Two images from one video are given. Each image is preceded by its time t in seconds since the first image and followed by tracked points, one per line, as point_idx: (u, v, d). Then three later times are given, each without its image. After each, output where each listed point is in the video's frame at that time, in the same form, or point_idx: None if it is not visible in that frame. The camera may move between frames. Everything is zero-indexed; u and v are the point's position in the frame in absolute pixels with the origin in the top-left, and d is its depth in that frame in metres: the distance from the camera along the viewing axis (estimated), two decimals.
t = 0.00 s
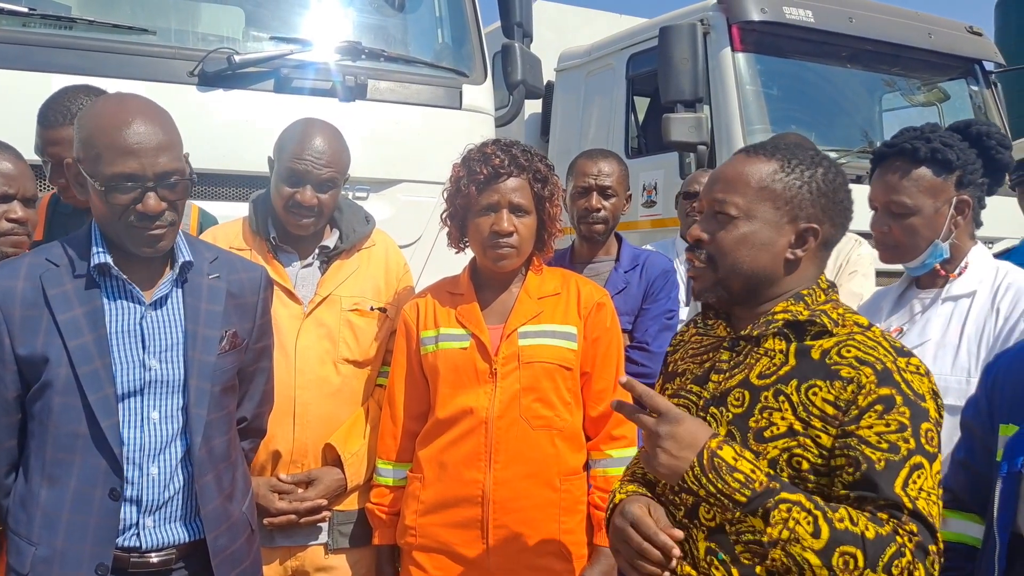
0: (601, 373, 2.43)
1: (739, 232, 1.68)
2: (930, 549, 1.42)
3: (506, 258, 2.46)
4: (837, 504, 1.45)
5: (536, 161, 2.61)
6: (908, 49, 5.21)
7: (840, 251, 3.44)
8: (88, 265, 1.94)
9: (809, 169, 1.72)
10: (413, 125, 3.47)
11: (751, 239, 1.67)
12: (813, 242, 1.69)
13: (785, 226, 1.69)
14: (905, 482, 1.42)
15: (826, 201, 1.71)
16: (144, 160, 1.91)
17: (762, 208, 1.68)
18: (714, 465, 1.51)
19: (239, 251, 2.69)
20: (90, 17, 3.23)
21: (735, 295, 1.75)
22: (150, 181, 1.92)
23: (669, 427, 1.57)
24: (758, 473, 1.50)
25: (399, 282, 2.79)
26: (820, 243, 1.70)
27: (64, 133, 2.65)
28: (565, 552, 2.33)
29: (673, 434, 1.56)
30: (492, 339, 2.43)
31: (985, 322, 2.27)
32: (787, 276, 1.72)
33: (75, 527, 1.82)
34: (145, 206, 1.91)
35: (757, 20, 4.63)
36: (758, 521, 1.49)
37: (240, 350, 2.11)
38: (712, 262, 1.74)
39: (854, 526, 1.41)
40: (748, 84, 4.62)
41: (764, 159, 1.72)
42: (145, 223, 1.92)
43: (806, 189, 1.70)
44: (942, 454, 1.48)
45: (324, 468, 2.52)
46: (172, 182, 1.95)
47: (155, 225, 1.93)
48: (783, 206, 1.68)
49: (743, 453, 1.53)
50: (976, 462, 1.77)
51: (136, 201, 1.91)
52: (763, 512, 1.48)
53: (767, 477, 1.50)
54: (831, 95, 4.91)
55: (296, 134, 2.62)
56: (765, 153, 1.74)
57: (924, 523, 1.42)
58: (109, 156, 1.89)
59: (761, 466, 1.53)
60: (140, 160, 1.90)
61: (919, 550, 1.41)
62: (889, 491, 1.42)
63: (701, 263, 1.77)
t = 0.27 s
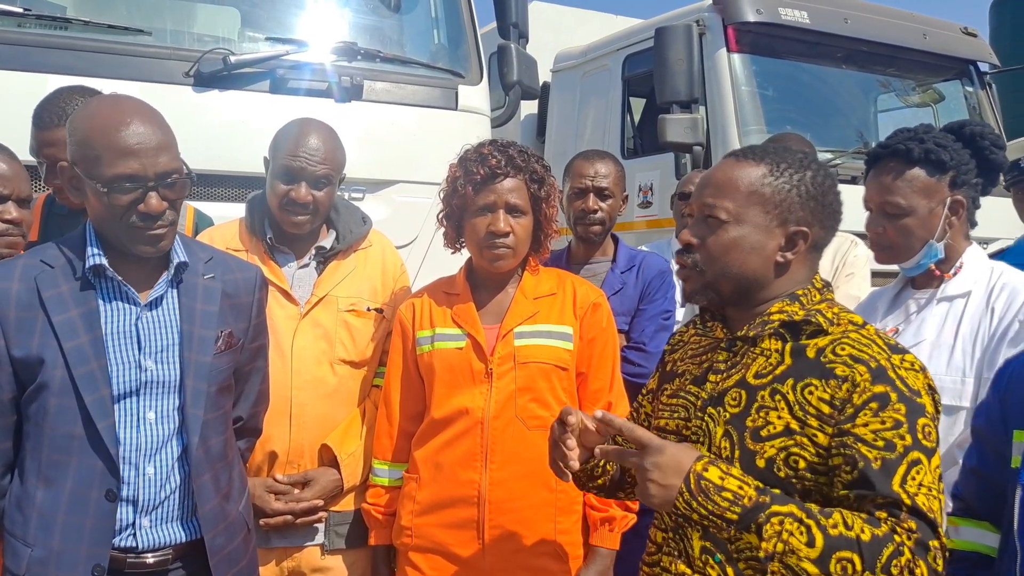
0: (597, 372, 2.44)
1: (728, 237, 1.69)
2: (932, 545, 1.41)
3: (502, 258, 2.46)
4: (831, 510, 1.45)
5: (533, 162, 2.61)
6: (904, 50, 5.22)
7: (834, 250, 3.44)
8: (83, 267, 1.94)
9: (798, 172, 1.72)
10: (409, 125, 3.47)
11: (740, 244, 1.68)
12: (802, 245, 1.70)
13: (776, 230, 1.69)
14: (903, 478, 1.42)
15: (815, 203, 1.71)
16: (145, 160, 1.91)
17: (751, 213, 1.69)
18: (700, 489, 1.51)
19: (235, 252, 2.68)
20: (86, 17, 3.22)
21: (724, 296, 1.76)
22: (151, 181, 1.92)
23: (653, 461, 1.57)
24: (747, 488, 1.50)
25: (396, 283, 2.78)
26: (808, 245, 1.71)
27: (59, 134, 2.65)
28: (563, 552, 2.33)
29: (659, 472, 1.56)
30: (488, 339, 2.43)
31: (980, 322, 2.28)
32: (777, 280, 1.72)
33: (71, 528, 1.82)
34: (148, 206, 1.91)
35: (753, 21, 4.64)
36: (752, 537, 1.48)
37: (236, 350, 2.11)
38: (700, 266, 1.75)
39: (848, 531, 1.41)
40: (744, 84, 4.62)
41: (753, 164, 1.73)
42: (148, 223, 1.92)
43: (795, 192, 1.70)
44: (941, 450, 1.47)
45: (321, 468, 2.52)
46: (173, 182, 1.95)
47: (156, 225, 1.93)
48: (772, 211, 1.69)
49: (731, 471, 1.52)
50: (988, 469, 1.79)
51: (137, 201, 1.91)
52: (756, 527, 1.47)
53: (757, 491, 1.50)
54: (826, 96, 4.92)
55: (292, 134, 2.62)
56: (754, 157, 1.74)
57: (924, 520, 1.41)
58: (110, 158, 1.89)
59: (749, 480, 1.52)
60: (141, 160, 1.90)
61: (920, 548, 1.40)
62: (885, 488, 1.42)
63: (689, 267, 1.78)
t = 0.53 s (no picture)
0: (594, 373, 2.43)
1: (732, 236, 1.68)
2: (895, 546, 1.41)
3: (499, 258, 2.46)
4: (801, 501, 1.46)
5: (530, 161, 2.61)
6: (900, 50, 5.23)
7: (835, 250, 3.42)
8: (79, 267, 1.94)
9: (799, 171, 1.73)
10: (406, 125, 3.47)
11: (744, 243, 1.68)
12: (804, 245, 1.70)
13: (778, 229, 1.69)
14: (876, 478, 1.42)
15: (816, 203, 1.72)
16: (146, 158, 1.91)
17: (755, 212, 1.68)
18: (676, 462, 1.51)
19: (233, 252, 2.67)
20: (82, 18, 3.22)
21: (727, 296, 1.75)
22: (152, 179, 1.92)
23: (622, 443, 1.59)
24: (722, 468, 1.50)
25: (394, 283, 2.78)
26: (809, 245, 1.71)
27: (55, 134, 2.65)
28: (560, 552, 2.32)
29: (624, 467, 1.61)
30: (485, 339, 2.42)
31: (976, 321, 2.28)
32: (779, 278, 1.72)
33: (67, 529, 1.81)
34: (151, 203, 1.92)
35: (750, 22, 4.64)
36: (719, 516, 1.49)
37: (232, 350, 2.10)
38: (703, 265, 1.73)
39: (815, 521, 1.42)
40: (741, 85, 4.63)
41: (755, 163, 1.72)
42: (150, 221, 1.93)
43: (798, 192, 1.70)
44: (921, 455, 1.47)
45: (319, 469, 2.52)
46: (172, 180, 1.95)
47: (158, 223, 1.94)
48: (776, 209, 1.69)
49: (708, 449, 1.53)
50: (1010, 478, 1.56)
51: (140, 199, 1.91)
52: (724, 507, 1.48)
53: (731, 472, 1.51)
54: (823, 96, 4.92)
55: (291, 133, 2.62)
56: (756, 156, 1.73)
57: (892, 521, 1.41)
58: (110, 157, 1.88)
59: (724, 460, 1.53)
60: (141, 158, 1.91)
61: (883, 547, 1.40)
62: (859, 485, 1.42)
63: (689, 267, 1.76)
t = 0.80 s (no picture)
0: (592, 373, 2.43)
1: (734, 237, 1.66)
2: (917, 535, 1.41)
3: (497, 259, 2.46)
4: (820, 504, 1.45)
5: (528, 162, 2.61)
6: (898, 51, 5.24)
7: (835, 250, 3.42)
8: (77, 269, 1.93)
9: (787, 169, 1.74)
10: (404, 126, 3.47)
11: (747, 243, 1.67)
12: (801, 241, 1.72)
13: (776, 227, 1.69)
14: (889, 470, 1.42)
15: (806, 200, 1.74)
16: (146, 157, 1.91)
17: (755, 212, 1.68)
18: (690, 486, 1.50)
19: (231, 253, 2.67)
20: (80, 18, 3.22)
21: (729, 298, 1.72)
22: (152, 177, 1.92)
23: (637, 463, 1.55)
24: (736, 483, 1.50)
25: (393, 284, 2.78)
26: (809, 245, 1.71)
27: (52, 135, 2.65)
28: (559, 553, 2.32)
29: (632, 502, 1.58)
30: (482, 340, 2.42)
31: (976, 321, 2.28)
32: (776, 277, 1.71)
33: (64, 531, 1.81)
34: (153, 201, 1.91)
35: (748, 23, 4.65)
36: (742, 534, 1.47)
37: (230, 351, 2.10)
38: (707, 270, 1.69)
39: (838, 524, 1.41)
40: (739, 85, 4.63)
41: (746, 164, 1.72)
42: (151, 219, 1.92)
43: (791, 190, 1.72)
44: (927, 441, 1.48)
45: (317, 470, 2.52)
46: (173, 177, 1.95)
47: (160, 220, 1.93)
48: (774, 208, 1.69)
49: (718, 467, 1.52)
50: (1012, 478, 1.53)
51: (141, 198, 1.91)
52: (746, 523, 1.46)
53: (746, 486, 1.50)
54: (821, 97, 4.93)
55: (290, 132, 2.62)
56: (746, 157, 1.73)
57: (910, 512, 1.42)
58: (110, 157, 1.88)
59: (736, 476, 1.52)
60: (142, 157, 1.90)
61: (906, 539, 1.40)
62: (874, 480, 1.42)
63: (692, 273, 1.72)
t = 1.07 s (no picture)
0: (592, 374, 2.42)
1: (736, 238, 1.66)
2: (897, 530, 1.40)
3: (496, 258, 2.45)
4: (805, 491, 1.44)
5: (527, 161, 2.60)
6: (897, 50, 5.23)
7: (837, 251, 3.41)
8: (75, 269, 1.92)
9: (782, 168, 1.75)
10: (402, 125, 3.46)
11: (750, 244, 1.66)
12: (799, 239, 1.72)
13: (776, 227, 1.70)
14: (876, 464, 1.41)
15: (802, 199, 1.75)
16: (146, 154, 1.90)
17: (755, 213, 1.67)
18: (679, 463, 1.47)
19: (229, 252, 2.66)
20: (77, 17, 3.20)
21: (734, 301, 1.71)
22: (152, 174, 1.91)
23: (610, 457, 1.50)
24: (723, 466, 1.48)
25: (392, 283, 2.77)
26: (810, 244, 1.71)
27: (48, 134, 2.63)
28: (557, 554, 2.32)
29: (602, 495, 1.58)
30: (482, 340, 2.42)
31: (976, 322, 2.27)
32: (775, 277, 1.71)
33: (62, 531, 1.80)
34: (153, 199, 1.90)
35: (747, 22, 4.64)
36: (730, 514, 1.44)
37: (229, 352, 2.09)
38: (712, 273, 1.68)
39: (822, 510, 1.39)
40: (738, 84, 4.62)
41: (743, 166, 1.71)
42: (151, 218, 1.91)
43: (788, 190, 1.72)
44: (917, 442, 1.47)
45: (315, 470, 2.51)
46: (172, 175, 1.94)
47: (160, 219, 1.92)
48: (773, 207, 1.69)
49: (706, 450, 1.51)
50: None
51: (140, 197, 1.89)
52: (736, 503, 1.43)
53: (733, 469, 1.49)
54: (820, 96, 4.92)
55: (289, 131, 2.61)
56: (742, 158, 1.73)
57: (893, 507, 1.40)
58: (109, 155, 1.87)
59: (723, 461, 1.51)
60: (142, 154, 1.89)
61: (886, 532, 1.39)
62: (860, 471, 1.41)
63: (696, 277, 1.70)
